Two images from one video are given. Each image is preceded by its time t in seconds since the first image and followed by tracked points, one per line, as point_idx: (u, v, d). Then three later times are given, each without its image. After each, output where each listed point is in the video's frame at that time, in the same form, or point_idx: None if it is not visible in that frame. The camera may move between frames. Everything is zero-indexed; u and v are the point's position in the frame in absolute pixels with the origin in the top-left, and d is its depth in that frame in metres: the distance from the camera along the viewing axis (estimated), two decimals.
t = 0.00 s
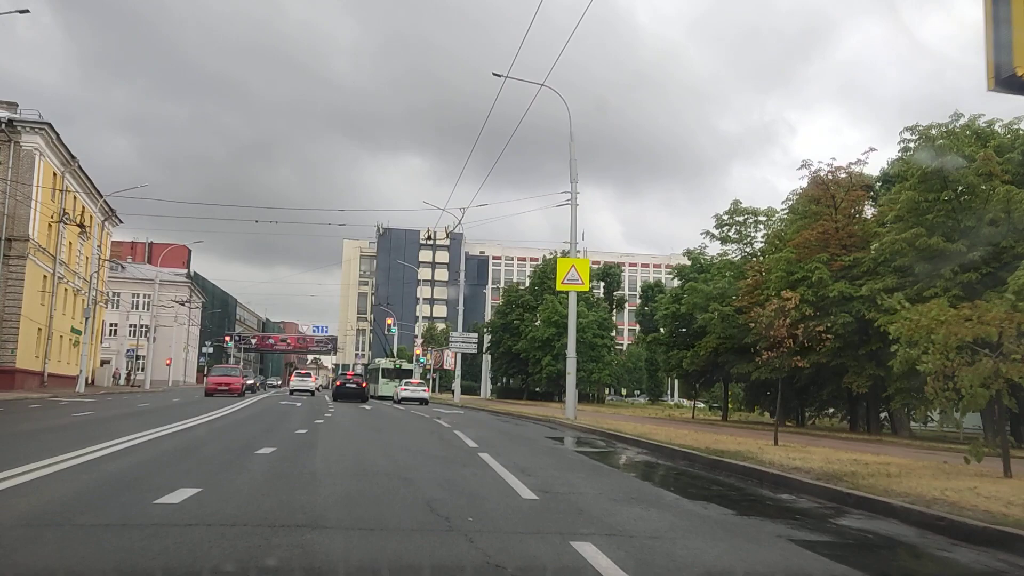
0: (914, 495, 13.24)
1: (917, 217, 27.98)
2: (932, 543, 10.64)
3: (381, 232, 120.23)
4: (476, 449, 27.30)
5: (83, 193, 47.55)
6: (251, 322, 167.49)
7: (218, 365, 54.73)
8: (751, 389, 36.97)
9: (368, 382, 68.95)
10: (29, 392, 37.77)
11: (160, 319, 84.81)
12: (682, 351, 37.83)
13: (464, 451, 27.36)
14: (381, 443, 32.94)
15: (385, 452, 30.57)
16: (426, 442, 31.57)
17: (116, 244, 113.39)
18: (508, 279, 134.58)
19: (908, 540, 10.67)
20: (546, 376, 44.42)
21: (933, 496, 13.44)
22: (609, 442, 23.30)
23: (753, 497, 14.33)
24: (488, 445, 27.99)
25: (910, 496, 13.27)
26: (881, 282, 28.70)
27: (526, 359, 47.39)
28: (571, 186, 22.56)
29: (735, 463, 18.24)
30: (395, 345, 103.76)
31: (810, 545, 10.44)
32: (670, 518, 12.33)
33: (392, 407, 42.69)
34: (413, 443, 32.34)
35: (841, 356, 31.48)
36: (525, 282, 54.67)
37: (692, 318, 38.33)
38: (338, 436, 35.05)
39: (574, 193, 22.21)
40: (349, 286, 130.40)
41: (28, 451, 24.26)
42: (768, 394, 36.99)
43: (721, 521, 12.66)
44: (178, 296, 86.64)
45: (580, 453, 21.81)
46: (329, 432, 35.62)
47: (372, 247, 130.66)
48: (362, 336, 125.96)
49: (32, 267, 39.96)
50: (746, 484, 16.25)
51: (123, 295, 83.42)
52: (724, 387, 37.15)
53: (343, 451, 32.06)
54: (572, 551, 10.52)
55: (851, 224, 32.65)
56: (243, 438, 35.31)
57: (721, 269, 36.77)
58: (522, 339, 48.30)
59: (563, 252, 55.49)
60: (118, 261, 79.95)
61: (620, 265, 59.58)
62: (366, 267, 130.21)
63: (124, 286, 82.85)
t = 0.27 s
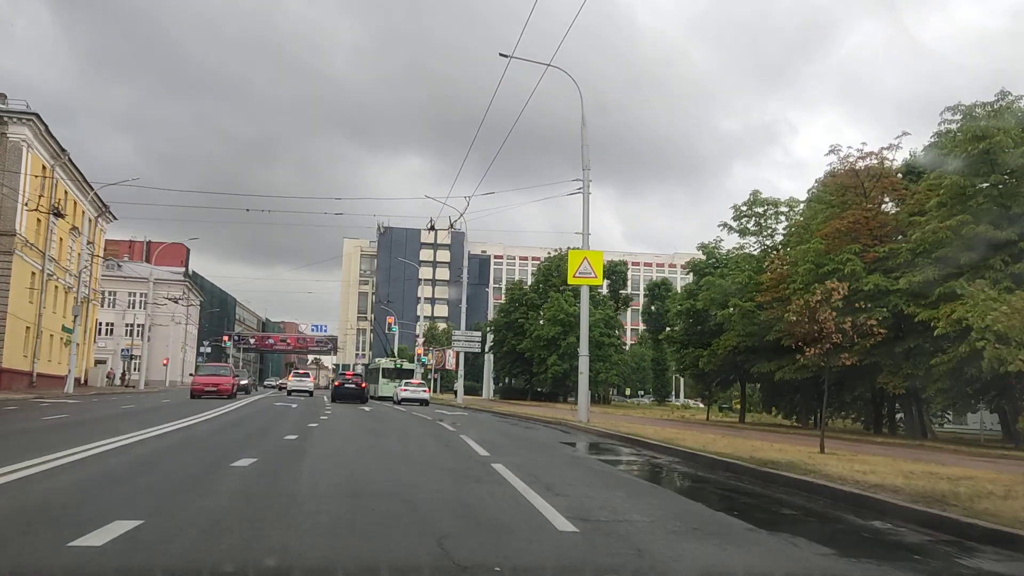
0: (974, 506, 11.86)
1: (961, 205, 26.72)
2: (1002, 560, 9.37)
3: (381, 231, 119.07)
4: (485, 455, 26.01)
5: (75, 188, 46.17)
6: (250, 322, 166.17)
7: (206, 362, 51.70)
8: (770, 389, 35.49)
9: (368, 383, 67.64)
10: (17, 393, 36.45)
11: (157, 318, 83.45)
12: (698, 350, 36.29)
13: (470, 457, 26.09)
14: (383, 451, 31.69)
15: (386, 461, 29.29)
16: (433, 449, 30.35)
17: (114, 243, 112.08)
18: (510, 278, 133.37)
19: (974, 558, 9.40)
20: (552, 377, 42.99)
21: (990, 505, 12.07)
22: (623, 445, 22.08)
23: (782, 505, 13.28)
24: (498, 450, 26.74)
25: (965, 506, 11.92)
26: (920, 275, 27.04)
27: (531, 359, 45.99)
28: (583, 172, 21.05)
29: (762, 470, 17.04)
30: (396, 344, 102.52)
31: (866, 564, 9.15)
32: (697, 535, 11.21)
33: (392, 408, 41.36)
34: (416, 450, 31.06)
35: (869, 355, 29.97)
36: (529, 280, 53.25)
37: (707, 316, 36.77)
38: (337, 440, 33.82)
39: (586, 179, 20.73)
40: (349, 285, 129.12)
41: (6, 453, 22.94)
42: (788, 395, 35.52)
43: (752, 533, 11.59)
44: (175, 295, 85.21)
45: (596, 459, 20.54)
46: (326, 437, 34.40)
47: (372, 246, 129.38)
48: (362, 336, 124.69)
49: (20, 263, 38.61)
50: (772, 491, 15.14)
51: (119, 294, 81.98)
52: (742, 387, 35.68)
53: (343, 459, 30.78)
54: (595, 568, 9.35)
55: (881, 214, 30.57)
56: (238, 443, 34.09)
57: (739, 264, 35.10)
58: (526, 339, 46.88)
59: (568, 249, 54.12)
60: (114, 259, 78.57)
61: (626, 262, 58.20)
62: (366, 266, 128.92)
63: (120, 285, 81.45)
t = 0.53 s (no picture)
0: None
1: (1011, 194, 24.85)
2: None
3: (383, 229, 117.77)
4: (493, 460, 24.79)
5: (67, 183, 44.82)
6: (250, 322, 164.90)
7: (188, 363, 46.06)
8: (790, 390, 34.29)
9: (368, 383, 66.40)
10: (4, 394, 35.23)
11: (155, 318, 82.16)
12: (716, 347, 35.00)
13: (476, 463, 24.89)
14: (386, 453, 30.50)
15: (388, 466, 28.10)
16: (438, 452, 29.15)
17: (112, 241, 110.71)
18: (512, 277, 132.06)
19: None
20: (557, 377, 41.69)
21: None
22: (638, 450, 20.90)
23: (815, 519, 12.25)
24: (508, 455, 25.57)
25: None
26: (967, 265, 25.97)
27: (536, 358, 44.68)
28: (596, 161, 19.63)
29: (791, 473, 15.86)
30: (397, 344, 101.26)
31: None
32: (729, 563, 10.02)
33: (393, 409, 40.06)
34: (418, 453, 29.90)
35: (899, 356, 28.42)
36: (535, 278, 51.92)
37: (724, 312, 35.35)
38: (336, 443, 32.70)
39: (599, 169, 19.33)
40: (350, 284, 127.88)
41: None
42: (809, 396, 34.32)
43: (786, 550, 10.59)
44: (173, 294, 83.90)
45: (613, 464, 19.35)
46: (325, 438, 33.26)
47: (373, 245, 128.14)
48: (363, 336, 123.46)
49: (8, 260, 37.32)
50: (800, 500, 14.10)
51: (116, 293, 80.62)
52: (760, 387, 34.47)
53: (343, 463, 29.63)
54: None
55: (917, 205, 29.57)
56: (233, 446, 32.98)
57: (760, 256, 33.72)
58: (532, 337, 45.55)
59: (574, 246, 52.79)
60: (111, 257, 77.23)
61: (632, 259, 56.84)
62: (367, 265, 127.68)
63: (117, 284, 80.13)
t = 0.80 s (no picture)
0: None
1: None
2: None
3: (384, 229, 116.29)
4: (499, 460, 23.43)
5: (59, 178, 43.54)
6: (251, 322, 163.62)
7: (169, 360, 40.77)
8: (812, 390, 32.98)
9: (369, 384, 65.08)
10: None
11: (152, 317, 80.83)
12: (735, 346, 33.61)
13: (481, 463, 23.51)
14: (387, 452, 29.16)
15: (387, 466, 26.74)
16: (439, 451, 27.77)
17: (111, 241, 109.47)
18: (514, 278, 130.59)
19: None
20: (563, 377, 40.35)
21: None
22: (652, 452, 19.57)
23: (857, 525, 10.98)
24: (516, 455, 24.17)
25: None
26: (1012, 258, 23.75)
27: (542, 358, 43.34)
28: (612, 143, 18.25)
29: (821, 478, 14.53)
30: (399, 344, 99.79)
31: None
32: None
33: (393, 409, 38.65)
34: (419, 452, 28.54)
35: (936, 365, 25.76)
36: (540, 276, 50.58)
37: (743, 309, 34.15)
38: (333, 442, 31.38)
39: (615, 151, 17.96)
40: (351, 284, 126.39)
41: None
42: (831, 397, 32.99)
43: (831, 563, 9.33)
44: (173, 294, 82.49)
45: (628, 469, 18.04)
46: (322, 438, 31.96)
47: (374, 244, 126.88)
48: (364, 336, 122.18)
49: None
50: (837, 505, 12.81)
51: (114, 293, 79.20)
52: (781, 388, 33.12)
53: (341, 462, 28.30)
54: None
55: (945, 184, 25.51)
56: (227, 444, 31.71)
57: (781, 250, 32.30)
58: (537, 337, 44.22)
59: (580, 243, 51.43)
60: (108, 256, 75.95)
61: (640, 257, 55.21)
62: (367, 264, 126.40)
63: (114, 283, 78.84)
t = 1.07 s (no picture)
0: None
1: None
2: None
3: (385, 227, 114.96)
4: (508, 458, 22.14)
5: (50, 172, 42.30)
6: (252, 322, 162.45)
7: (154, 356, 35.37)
8: (836, 389, 31.82)
9: (371, 384, 63.79)
10: None
11: (150, 316, 79.59)
12: (757, 344, 32.24)
13: (488, 462, 22.21)
14: (391, 451, 27.89)
15: (390, 465, 25.46)
16: (443, 449, 26.52)
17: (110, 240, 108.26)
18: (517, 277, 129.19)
19: None
20: (570, 378, 39.04)
21: None
22: (671, 454, 18.27)
23: (912, 546, 9.80)
24: (526, 453, 22.88)
25: None
26: None
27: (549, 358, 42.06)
28: (630, 126, 16.98)
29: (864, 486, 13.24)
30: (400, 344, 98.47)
31: None
32: None
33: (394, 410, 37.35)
34: (423, 450, 27.28)
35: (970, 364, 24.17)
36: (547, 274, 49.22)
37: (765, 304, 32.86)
38: (333, 441, 30.13)
39: (633, 134, 16.68)
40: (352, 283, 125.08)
41: None
42: (856, 396, 31.82)
43: None
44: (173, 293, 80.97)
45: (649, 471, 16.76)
46: (321, 437, 30.71)
47: (376, 243, 125.64)
48: (366, 335, 120.94)
49: None
50: (883, 520, 11.52)
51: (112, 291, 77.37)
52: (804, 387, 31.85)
53: (341, 461, 27.03)
54: None
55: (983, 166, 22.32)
56: (223, 443, 30.47)
57: (806, 242, 30.85)
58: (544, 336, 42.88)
59: (588, 239, 50.08)
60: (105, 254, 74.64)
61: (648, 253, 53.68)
62: (369, 263, 125.13)
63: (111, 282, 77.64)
